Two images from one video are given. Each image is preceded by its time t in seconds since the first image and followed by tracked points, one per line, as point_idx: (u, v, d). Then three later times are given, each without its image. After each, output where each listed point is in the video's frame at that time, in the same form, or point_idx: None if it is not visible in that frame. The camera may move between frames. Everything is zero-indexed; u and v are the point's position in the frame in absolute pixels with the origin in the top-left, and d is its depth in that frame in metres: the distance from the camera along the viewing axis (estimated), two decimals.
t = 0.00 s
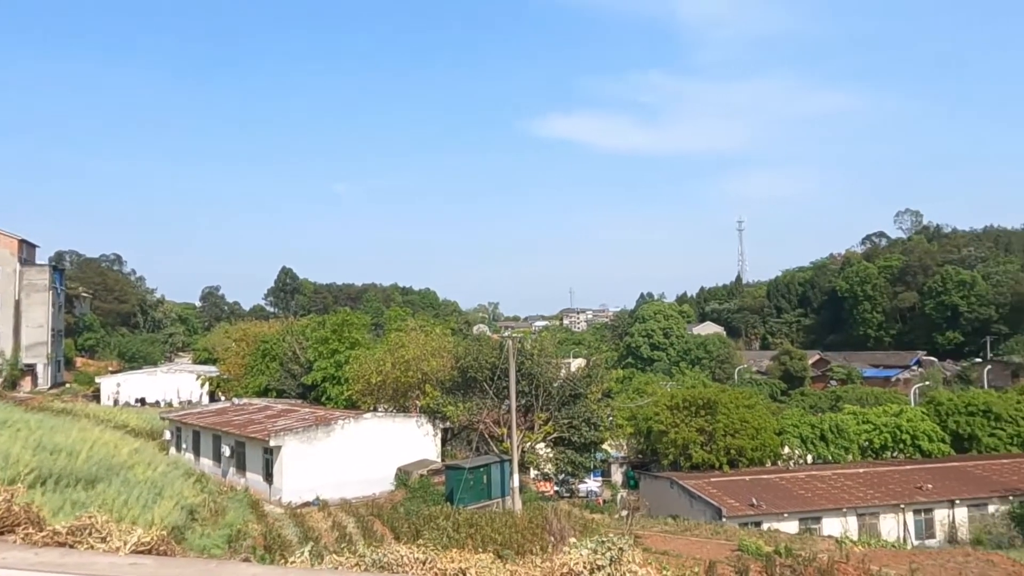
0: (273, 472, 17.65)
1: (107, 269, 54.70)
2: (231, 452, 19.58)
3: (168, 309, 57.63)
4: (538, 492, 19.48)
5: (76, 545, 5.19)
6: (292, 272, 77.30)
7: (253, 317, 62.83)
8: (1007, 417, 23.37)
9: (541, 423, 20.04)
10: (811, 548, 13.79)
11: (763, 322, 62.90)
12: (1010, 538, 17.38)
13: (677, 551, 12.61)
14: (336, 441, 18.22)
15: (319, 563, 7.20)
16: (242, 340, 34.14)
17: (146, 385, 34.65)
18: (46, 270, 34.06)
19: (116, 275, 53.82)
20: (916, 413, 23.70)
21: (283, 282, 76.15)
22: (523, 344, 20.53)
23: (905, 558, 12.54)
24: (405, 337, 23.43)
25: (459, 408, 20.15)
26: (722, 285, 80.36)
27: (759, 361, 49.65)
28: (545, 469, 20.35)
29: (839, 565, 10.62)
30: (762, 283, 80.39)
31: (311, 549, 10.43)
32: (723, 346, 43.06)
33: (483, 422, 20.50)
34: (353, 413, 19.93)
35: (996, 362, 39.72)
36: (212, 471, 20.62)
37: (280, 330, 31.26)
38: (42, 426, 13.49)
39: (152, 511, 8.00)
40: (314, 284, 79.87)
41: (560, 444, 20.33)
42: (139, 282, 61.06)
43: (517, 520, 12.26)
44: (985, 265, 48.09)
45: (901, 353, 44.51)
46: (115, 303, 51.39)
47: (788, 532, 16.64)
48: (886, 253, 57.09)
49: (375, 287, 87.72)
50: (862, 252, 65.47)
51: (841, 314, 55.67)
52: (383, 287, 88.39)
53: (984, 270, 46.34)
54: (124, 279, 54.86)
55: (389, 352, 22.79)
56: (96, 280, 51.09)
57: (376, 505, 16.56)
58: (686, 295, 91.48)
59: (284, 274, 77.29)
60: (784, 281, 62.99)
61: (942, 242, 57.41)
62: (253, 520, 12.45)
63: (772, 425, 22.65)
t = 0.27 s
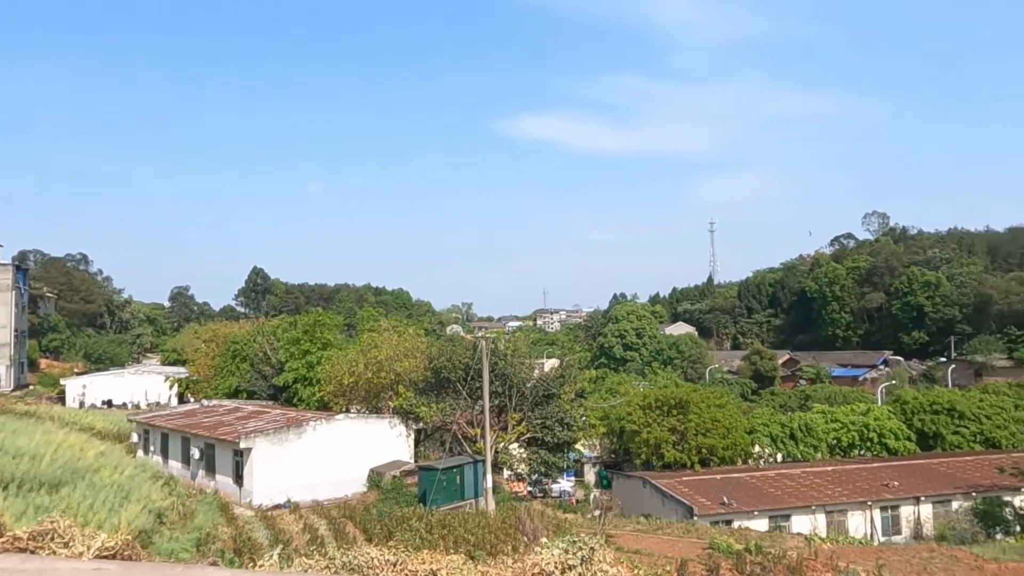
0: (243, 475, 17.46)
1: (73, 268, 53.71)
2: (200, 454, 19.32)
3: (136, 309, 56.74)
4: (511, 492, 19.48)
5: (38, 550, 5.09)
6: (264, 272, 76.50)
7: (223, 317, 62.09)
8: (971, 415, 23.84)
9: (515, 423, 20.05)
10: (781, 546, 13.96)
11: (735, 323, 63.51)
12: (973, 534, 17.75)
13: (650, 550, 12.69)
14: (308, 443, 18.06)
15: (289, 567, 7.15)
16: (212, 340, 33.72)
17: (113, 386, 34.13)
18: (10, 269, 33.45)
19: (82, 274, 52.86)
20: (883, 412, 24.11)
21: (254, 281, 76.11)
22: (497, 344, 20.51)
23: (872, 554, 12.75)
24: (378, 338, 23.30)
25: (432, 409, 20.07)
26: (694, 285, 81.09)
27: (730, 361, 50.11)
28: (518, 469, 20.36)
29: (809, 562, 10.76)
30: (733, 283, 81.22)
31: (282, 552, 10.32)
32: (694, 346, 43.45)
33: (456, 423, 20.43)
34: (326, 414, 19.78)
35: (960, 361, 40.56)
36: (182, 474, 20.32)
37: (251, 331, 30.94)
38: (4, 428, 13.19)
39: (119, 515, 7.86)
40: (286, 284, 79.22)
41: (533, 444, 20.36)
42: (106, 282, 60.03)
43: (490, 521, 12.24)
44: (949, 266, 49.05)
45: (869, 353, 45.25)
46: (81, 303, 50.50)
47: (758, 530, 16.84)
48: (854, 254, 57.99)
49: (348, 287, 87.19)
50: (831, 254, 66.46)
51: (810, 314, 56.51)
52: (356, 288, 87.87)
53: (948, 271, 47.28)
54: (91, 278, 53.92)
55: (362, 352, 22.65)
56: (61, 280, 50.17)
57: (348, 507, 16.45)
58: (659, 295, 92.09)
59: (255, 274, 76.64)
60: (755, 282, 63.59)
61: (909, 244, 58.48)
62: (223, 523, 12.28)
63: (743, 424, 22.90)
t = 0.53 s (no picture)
0: (212, 474, 17.25)
1: (37, 265, 52.65)
2: (168, 453, 19.05)
3: (103, 306, 55.76)
4: (484, 491, 19.47)
5: None
6: (234, 269, 75.62)
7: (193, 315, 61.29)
8: (935, 412, 24.27)
9: (488, 422, 20.05)
10: (751, 542, 14.13)
11: (706, 321, 64.04)
12: (937, 528, 18.11)
13: (621, 547, 12.75)
14: (279, 442, 17.88)
15: (256, 568, 7.07)
16: (181, 338, 33.23)
17: (78, 384, 33.58)
18: None
19: (47, 270, 51.83)
20: (850, 410, 24.50)
21: (224, 279, 75.59)
22: (470, 343, 20.47)
23: (839, 549, 12.94)
24: (351, 336, 23.13)
25: (405, 407, 19.97)
26: (666, 285, 81.70)
27: (701, 359, 50.54)
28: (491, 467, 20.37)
29: (778, 558, 10.90)
30: (704, 283, 81.96)
31: (251, 552, 10.21)
32: (666, 344, 43.79)
33: (429, 421, 20.33)
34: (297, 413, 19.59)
35: (925, 360, 41.38)
36: (149, 473, 20.01)
37: (221, 328, 30.56)
38: None
39: (85, 516, 7.72)
40: (257, 281, 78.43)
41: (506, 443, 20.37)
42: (71, 279, 58.92)
43: (462, 519, 12.20)
44: (915, 266, 49.95)
45: (837, 352, 45.97)
46: (46, 300, 49.55)
47: (728, 526, 17.03)
48: (822, 255, 58.83)
49: (320, 285, 86.55)
50: (800, 254, 67.36)
51: (780, 314, 57.32)
52: (328, 285, 87.23)
53: (914, 271, 48.16)
54: (56, 275, 52.90)
55: (334, 350, 22.48)
56: (25, 276, 49.16)
57: (319, 506, 16.32)
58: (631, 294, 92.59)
59: (225, 271, 75.82)
60: (726, 281, 64.13)
61: (876, 245, 59.47)
62: (192, 523, 12.11)
63: (714, 422, 23.12)
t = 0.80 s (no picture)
0: (181, 475, 17.02)
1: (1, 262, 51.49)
2: (136, 454, 18.75)
3: (69, 305, 54.71)
4: (457, 491, 19.41)
5: None
6: (205, 268, 74.72)
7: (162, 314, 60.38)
8: (902, 412, 24.67)
9: (462, 422, 19.99)
10: (722, 540, 14.27)
11: (679, 322, 64.50)
12: (903, 526, 18.46)
13: (594, 546, 12.79)
14: (249, 442, 17.69)
15: (225, 570, 7.01)
16: (150, 337, 32.70)
17: (43, 384, 33.02)
18: None
19: (11, 268, 50.71)
20: (819, 410, 24.85)
21: (195, 278, 74.41)
22: (443, 343, 20.41)
23: (808, 547, 13.09)
24: (323, 336, 22.95)
25: (378, 407, 19.83)
26: (640, 285, 82.19)
27: (674, 359, 50.93)
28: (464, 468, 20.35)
29: (748, 556, 11.02)
30: (677, 283, 82.62)
31: (221, 554, 10.07)
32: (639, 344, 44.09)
33: (402, 422, 20.18)
34: (268, 413, 19.40)
35: (892, 360, 42.12)
36: (116, 475, 19.69)
37: (190, 328, 30.13)
38: None
39: (48, 519, 7.57)
40: (228, 280, 77.52)
41: (479, 442, 20.35)
42: (36, 276, 57.72)
43: (435, 520, 12.12)
44: (883, 268, 50.78)
45: (806, 352, 46.61)
46: (10, 298, 48.52)
47: (699, 525, 17.19)
48: (793, 256, 59.62)
49: (293, 284, 85.74)
50: (772, 255, 68.18)
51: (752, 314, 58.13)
52: (301, 284, 86.44)
53: (881, 273, 48.99)
54: (20, 272, 51.77)
55: (306, 350, 22.29)
56: None
57: (290, 507, 16.16)
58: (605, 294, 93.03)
59: (196, 269, 74.85)
60: (698, 282, 64.74)
61: (845, 247, 60.41)
62: (160, 525, 11.91)
63: (686, 421, 23.30)
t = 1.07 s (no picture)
0: (143, 479, 16.72)
1: None
2: (95, 458, 18.35)
3: (27, 305, 53.37)
4: (424, 493, 19.26)
5: None
6: (169, 268, 73.50)
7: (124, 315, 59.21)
8: (863, 414, 25.14)
9: (430, 424, 19.87)
10: (688, 541, 14.39)
11: (647, 324, 64.94)
12: (864, 526, 18.81)
13: (561, 548, 12.81)
14: (213, 445, 17.42)
15: None
16: (111, 338, 32.03)
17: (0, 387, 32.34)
18: None
19: None
20: (784, 412, 25.22)
21: (158, 278, 73.09)
22: (412, 344, 20.26)
23: (772, 548, 13.25)
24: (289, 338, 22.71)
25: (345, 410, 19.56)
26: (608, 288, 82.66)
27: (642, 362, 51.31)
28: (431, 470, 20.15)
29: (713, 556, 11.13)
30: (645, 286, 83.25)
31: (183, 560, 9.88)
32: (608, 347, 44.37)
33: (370, 424, 19.90)
34: (233, 415, 19.12)
35: (854, 363, 42.92)
36: (74, 479, 19.24)
37: (153, 329, 29.56)
38: None
39: (1, 526, 7.37)
40: (193, 280, 76.35)
41: (448, 445, 20.28)
42: None
43: (402, 523, 12.02)
44: (846, 273, 51.70)
45: (771, 355, 47.29)
46: None
47: (666, 526, 17.32)
48: (759, 260, 60.47)
49: (259, 285, 84.68)
50: (738, 259, 69.02)
51: (718, 318, 58.82)
52: (267, 285, 85.39)
53: (844, 278, 49.89)
54: None
55: (272, 352, 22.04)
56: None
57: (254, 511, 15.93)
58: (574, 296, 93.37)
59: (160, 270, 73.61)
60: (666, 285, 65.93)
61: (809, 251, 61.41)
62: (120, 530, 11.65)
63: (653, 423, 23.47)
